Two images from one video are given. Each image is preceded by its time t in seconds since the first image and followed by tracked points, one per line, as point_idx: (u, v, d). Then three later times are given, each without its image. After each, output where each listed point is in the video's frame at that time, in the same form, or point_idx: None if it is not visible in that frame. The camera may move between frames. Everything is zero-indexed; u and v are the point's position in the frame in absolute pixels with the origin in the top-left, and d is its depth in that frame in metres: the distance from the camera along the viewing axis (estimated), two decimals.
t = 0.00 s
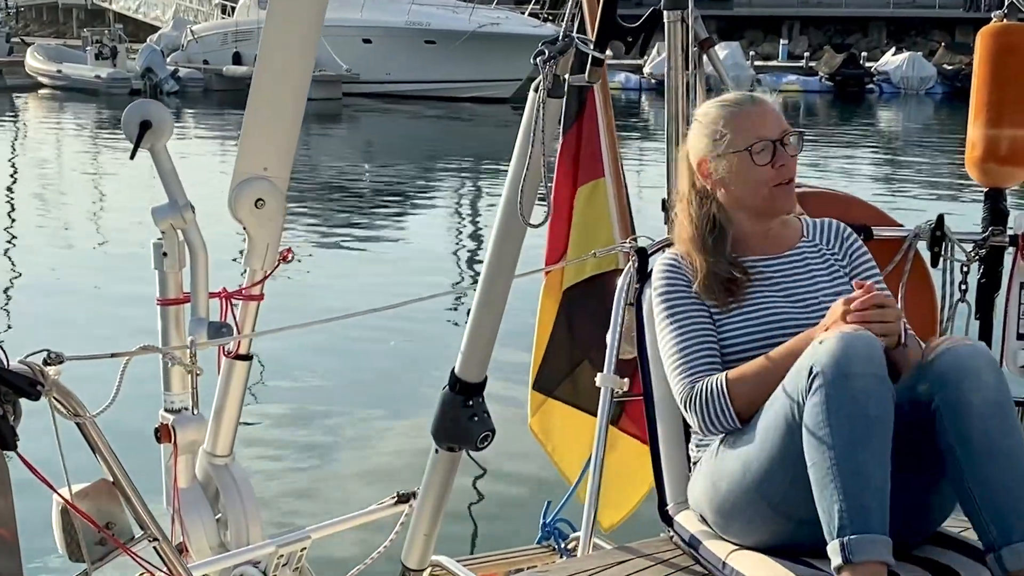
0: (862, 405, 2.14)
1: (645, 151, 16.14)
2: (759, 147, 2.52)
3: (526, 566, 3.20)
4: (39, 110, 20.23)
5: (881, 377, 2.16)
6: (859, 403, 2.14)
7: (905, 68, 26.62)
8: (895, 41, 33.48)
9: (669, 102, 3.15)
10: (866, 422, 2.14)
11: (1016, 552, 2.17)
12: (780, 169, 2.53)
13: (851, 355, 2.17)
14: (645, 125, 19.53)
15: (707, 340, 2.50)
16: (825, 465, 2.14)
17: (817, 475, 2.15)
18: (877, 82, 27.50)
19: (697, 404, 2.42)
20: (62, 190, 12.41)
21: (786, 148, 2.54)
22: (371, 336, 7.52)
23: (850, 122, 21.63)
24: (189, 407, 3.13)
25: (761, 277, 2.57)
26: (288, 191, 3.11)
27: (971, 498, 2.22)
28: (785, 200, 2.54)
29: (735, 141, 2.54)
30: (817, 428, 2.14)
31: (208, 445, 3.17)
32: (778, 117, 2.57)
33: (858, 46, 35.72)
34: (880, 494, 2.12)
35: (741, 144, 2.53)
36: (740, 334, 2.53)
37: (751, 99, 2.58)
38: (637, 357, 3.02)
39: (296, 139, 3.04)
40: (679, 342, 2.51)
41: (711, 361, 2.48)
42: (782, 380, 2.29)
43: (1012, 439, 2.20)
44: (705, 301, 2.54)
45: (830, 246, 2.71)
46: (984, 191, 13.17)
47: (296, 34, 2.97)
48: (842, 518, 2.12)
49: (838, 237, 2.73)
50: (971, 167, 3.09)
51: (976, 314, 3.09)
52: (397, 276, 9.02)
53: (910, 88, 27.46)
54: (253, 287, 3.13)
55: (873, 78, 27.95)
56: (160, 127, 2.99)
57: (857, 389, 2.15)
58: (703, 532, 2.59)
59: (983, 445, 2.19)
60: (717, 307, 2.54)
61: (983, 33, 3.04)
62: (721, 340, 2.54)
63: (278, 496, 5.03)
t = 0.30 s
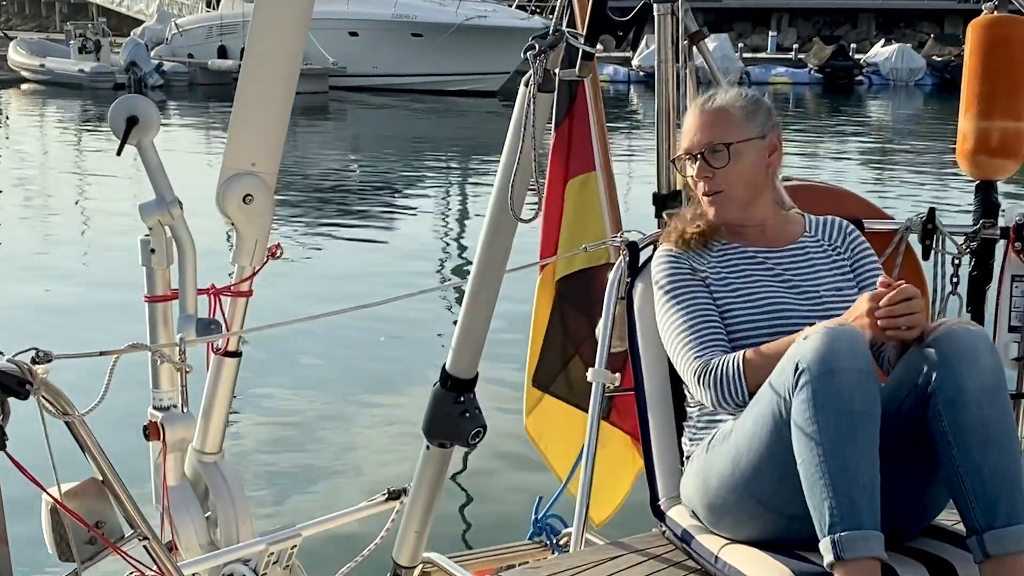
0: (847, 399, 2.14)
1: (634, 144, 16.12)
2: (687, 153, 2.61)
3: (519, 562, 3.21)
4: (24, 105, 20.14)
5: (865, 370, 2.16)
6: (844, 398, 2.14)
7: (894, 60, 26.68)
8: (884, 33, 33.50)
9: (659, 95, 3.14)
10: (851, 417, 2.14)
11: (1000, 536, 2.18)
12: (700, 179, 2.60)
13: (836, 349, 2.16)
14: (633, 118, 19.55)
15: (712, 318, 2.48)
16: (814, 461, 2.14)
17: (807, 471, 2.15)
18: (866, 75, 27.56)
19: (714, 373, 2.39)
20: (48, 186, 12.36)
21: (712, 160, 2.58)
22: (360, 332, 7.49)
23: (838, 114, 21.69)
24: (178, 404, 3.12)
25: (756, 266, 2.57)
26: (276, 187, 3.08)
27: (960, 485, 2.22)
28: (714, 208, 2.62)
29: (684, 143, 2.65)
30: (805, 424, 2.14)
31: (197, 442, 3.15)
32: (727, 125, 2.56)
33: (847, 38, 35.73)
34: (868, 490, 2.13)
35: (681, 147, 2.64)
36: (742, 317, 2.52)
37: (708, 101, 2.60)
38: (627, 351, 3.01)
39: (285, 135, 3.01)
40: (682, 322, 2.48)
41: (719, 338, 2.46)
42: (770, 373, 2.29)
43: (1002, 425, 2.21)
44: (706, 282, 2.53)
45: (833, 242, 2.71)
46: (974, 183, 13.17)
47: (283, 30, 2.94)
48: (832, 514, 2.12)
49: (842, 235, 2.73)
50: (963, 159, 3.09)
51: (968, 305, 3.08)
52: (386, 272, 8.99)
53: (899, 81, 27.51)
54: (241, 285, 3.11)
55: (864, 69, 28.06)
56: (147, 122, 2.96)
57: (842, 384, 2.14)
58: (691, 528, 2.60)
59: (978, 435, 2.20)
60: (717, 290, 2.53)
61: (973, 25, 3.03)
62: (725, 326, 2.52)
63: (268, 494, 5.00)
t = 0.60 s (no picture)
0: (828, 389, 2.15)
1: (624, 137, 16.16)
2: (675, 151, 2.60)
3: (510, 553, 3.22)
4: (14, 101, 20.14)
5: (845, 359, 2.17)
6: (824, 389, 2.15)
7: (882, 52, 26.77)
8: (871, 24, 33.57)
9: (644, 86, 3.15)
10: (833, 405, 2.15)
11: (986, 514, 2.21)
12: (690, 175, 2.59)
13: (815, 341, 2.18)
14: (623, 111, 19.58)
15: (690, 309, 2.50)
16: (797, 452, 2.15)
17: (791, 463, 2.16)
18: (854, 67, 27.63)
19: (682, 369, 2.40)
20: (39, 181, 12.36)
21: (701, 156, 2.56)
22: (351, 327, 7.50)
23: (828, 106, 21.75)
24: (169, 399, 3.13)
25: (737, 259, 2.58)
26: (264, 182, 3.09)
27: (949, 466, 2.24)
28: (705, 202, 2.61)
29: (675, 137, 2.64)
30: (788, 415, 2.16)
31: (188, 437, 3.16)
32: (717, 122, 2.55)
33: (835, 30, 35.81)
34: (853, 479, 2.14)
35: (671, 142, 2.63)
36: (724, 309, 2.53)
37: (698, 97, 2.59)
38: (617, 343, 3.02)
39: (272, 129, 3.02)
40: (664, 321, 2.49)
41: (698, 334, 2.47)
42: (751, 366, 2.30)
43: (993, 406, 2.23)
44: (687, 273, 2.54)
45: (825, 236, 2.71)
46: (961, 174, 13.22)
47: (270, 25, 2.94)
48: (818, 505, 2.13)
49: (834, 229, 2.74)
50: (948, 150, 3.10)
51: (953, 295, 3.10)
52: (376, 266, 9.01)
53: (888, 73, 27.59)
54: (231, 279, 3.12)
55: (852, 62, 28.14)
56: (136, 117, 2.97)
57: (823, 374, 2.16)
58: (681, 519, 2.61)
59: (971, 417, 2.21)
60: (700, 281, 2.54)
61: (959, 17, 3.05)
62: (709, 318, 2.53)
63: (261, 488, 5.00)
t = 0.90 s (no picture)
0: (812, 380, 2.17)
1: (617, 130, 16.18)
2: (658, 148, 2.61)
3: (504, 545, 3.23)
4: (9, 98, 20.13)
5: (830, 350, 2.18)
6: (808, 379, 2.17)
7: (872, 44, 26.83)
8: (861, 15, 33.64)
9: (636, 79, 3.16)
10: (818, 396, 2.17)
11: (974, 504, 2.21)
12: (674, 172, 2.61)
13: (799, 332, 2.19)
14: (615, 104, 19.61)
15: (661, 302, 2.52)
16: (784, 443, 2.17)
17: (777, 453, 2.18)
18: (845, 58, 27.68)
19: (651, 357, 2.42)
20: (33, 178, 12.37)
21: (684, 152, 2.58)
22: (345, 320, 7.51)
23: (819, 97, 21.79)
24: (162, 393, 3.13)
25: (714, 251, 2.60)
26: (256, 176, 3.10)
27: (937, 455, 2.25)
28: (689, 197, 2.63)
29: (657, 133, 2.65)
30: (774, 406, 2.18)
31: (182, 431, 3.17)
32: (699, 117, 2.56)
33: (825, 22, 35.86)
34: (840, 470, 2.15)
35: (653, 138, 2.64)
36: (698, 300, 2.55)
37: (679, 92, 2.60)
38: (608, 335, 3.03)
39: (262, 123, 3.03)
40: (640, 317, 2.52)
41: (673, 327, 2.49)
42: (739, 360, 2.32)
43: (981, 395, 2.24)
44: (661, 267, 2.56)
45: (809, 227, 2.73)
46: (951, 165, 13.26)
47: (260, 19, 2.95)
48: (804, 495, 2.15)
49: (820, 220, 2.75)
50: (938, 142, 3.11)
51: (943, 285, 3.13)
52: (370, 259, 9.02)
53: (878, 64, 27.65)
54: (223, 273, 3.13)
55: (842, 53, 28.19)
56: (127, 112, 2.98)
57: (807, 365, 2.17)
58: (673, 508, 2.62)
59: (958, 406, 2.23)
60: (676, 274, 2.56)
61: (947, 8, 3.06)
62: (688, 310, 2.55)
63: (256, 482, 5.01)
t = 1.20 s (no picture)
0: (803, 371, 2.19)
1: (610, 122, 16.21)
2: (657, 137, 2.62)
3: (498, 536, 3.26)
4: (4, 94, 20.15)
5: (820, 341, 2.20)
6: (799, 371, 2.18)
7: (863, 36, 26.90)
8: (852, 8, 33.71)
9: (626, 73, 3.18)
10: (808, 387, 2.19)
11: (965, 493, 2.23)
12: (672, 161, 2.62)
13: (789, 324, 2.21)
14: (609, 96, 19.63)
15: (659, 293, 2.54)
16: (775, 434, 2.19)
17: (768, 444, 2.20)
18: (836, 50, 27.72)
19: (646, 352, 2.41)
20: (28, 173, 12.39)
21: (685, 143, 2.59)
22: (340, 314, 7.53)
23: (812, 89, 21.83)
24: (158, 388, 3.18)
25: (706, 246, 2.61)
26: (249, 171, 3.12)
27: (929, 445, 2.27)
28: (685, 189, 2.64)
29: (652, 123, 2.66)
30: (765, 397, 2.20)
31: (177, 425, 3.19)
32: (698, 108, 2.58)
33: (816, 13, 35.93)
34: (830, 462, 2.17)
35: (650, 127, 2.65)
36: (693, 294, 2.56)
37: (676, 82, 2.61)
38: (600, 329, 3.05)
39: (255, 118, 3.04)
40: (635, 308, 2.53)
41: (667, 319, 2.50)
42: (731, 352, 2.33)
43: (970, 385, 2.26)
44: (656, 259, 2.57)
45: (798, 219, 2.75)
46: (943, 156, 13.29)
47: (253, 16, 2.96)
48: (796, 485, 2.17)
49: (809, 212, 2.77)
50: (926, 133, 3.13)
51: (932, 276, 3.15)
52: (365, 253, 9.04)
53: (869, 56, 27.70)
54: (217, 268, 3.15)
55: (834, 45, 28.24)
56: (120, 108, 2.99)
57: (797, 357, 2.19)
58: (667, 500, 2.64)
59: (948, 397, 2.25)
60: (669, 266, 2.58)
61: None
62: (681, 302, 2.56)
63: (251, 476, 5.03)
